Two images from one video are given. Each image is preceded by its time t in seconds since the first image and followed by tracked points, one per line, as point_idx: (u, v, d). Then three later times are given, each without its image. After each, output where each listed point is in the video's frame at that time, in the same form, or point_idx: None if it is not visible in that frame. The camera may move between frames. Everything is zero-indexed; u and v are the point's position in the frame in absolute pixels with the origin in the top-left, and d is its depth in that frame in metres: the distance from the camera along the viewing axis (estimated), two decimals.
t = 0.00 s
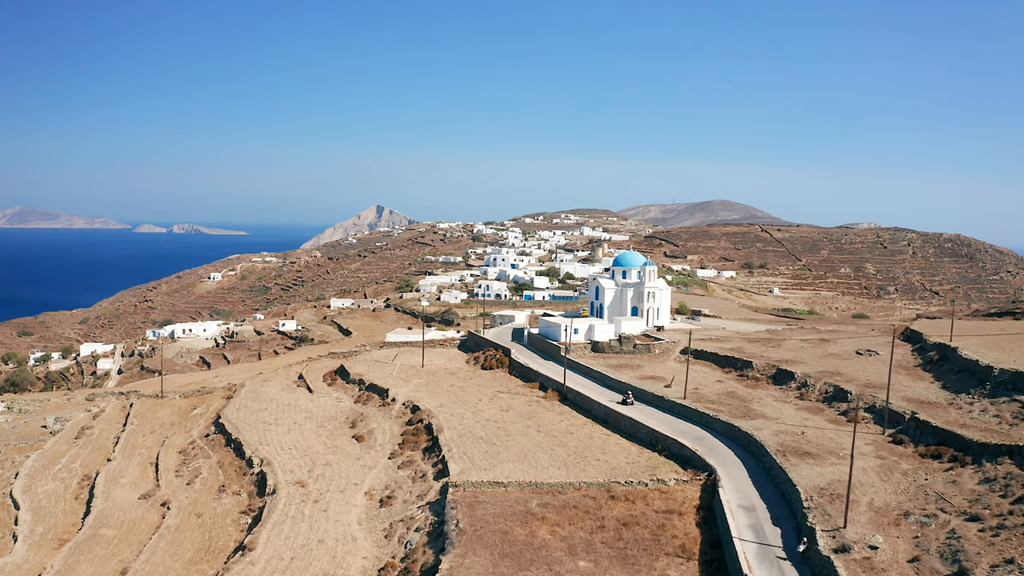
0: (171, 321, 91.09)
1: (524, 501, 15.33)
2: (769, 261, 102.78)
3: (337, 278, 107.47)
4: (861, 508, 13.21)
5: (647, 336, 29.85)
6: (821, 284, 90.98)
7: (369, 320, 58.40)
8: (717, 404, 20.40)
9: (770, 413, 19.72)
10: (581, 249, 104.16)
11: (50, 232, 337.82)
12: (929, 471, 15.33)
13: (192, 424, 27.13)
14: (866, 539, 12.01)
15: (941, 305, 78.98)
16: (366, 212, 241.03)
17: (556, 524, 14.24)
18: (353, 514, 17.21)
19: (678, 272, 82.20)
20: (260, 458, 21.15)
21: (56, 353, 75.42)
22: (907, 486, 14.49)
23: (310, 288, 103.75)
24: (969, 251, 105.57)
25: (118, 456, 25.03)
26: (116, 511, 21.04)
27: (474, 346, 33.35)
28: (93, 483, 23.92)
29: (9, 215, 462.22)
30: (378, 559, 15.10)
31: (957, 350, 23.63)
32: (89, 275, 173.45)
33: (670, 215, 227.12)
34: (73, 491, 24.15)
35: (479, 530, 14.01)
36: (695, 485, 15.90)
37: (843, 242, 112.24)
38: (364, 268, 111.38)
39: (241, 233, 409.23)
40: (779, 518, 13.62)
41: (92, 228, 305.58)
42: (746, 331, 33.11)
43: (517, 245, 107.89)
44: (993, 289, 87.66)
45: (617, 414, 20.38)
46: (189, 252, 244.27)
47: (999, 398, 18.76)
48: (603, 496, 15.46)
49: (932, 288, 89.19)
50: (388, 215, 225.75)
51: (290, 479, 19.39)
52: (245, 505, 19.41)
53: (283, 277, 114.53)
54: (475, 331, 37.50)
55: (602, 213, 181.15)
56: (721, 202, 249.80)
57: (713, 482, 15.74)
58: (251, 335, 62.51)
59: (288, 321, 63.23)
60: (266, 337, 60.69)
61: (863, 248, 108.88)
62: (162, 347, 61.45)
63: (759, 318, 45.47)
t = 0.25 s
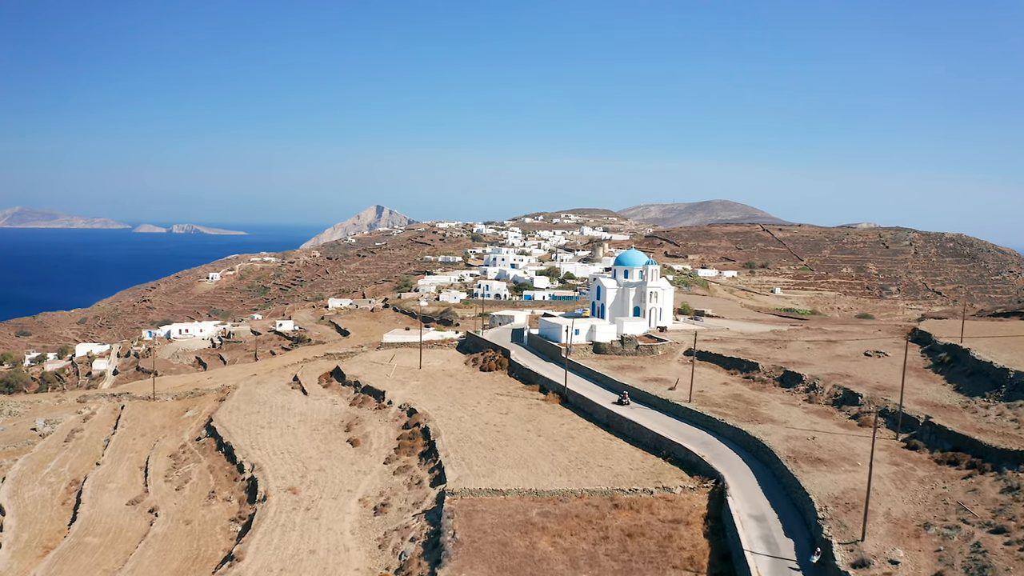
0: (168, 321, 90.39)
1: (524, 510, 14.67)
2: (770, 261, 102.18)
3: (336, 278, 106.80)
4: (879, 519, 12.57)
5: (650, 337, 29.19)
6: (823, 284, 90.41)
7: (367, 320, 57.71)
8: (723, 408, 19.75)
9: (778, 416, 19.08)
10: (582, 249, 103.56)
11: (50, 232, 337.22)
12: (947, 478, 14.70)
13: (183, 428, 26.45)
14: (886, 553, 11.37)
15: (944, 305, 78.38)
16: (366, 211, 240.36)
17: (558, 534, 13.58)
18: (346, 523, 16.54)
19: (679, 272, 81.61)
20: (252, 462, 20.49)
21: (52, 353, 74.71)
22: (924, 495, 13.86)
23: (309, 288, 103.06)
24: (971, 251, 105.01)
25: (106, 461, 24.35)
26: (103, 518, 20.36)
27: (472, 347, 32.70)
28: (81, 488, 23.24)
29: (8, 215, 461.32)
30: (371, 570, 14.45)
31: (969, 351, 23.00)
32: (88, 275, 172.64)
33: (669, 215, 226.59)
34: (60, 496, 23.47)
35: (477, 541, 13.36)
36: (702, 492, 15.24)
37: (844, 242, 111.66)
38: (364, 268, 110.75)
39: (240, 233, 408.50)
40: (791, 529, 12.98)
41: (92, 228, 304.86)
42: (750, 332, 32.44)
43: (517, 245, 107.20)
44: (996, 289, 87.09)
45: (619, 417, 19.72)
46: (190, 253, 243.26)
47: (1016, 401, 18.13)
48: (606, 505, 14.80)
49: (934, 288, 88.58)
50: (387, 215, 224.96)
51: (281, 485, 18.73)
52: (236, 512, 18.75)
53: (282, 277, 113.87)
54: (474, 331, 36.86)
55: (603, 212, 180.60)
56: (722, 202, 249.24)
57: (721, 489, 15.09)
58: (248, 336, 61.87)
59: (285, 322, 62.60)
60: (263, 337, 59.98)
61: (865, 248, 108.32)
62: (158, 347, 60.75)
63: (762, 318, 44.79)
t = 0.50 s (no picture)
0: (166, 321, 89.69)
1: (524, 520, 14.00)
2: (772, 260, 101.51)
3: (336, 278, 106.12)
4: (899, 533, 11.92)
5: (652, 338, 28.52)
6: (825, 283, 89.73)
7: (366, 320, 57.03)
8: (730, 412, 19.09)
9: (788, 421, 18.43)
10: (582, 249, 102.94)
11: (50, 231, 336.56)
12: (966, 487, 14.05)
13: (175, 432, 25.80)
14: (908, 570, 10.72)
15: (947, 305, 77.68)
16: (366, 211, 239.75)
17: (560, 547, 12.92)
18: (338, 533, 15.88)
19: (681, 272, 80.97)
20: (242, 468, 19.85)
21: (48, 353, 74.01)
22: (944, 505, 13.22)
23: (308, 288, 102.41)
24: (974, 251, 104.32)
25: (95, 465, 23.65)
26: (88, 525, 19.67)
27: (471, 349, 32.02)
28: (67, 494, 22.51)
29: (8, 215, 460.60)
30: None
31: (982, 353, 22.33)
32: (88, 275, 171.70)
33: (670, 215, 225.85)
34: (46, 502, 22.73)
35: (475, 553, 12.71)
36: (711, 501, 14.59)
37: (846, 242, 110.98)
38: (363, 268, 110.09)
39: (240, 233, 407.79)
40: (806, 542, 12.32)
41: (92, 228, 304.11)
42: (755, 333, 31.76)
43: (516, 245, 106.47)
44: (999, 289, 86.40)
45: (622, 422, 19.06)
46: (190, 253, 242.56)
47: None
48: (610, 515, 14.14)
49: (937, 288, 87.89)
50: (387, 215, 224.07)
51: (272, 492, 18.06)
52: (225, 520, 18.09)
53: (281, 277, 113.19)
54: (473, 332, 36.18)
55: (604, 212, 179.92)
56: (722, 202, 248.52)
57: (730, 498, 14.43)
58: (245, 336, 61.20)
59: (282, 322, 61.93)
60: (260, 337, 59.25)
61: (867, 248, 107.66)
62: (154, 348, 60.06)
63: (765, 318, 44.12)
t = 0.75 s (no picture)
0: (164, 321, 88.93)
1: (524, 533, 13.27)
2: (774, 260, 100.83)
3: (335, 278, 105.40)
4: (923, 548, 11.20)
5: (656, 339, 27.80)
6: (828, 283, 89.03)
7: (364, 320, 56.34)
8: (739, 416, 18.38)
9: (799, 426, 17.71)
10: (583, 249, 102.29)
11: (50, 231, 335.72)
12: (991, 497, 13.34)
13: (165, 435, 25.09)
14: None
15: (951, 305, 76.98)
16: (366, 211, 239.08)
17: (562, 561, 12.19)
18: (329, 543, 15.17)
19: (682, 272, 80.30)
20: (232, 474, 19.14)
21: (43, 354, 73.28)
22: (968, 517, 12.51)
23: (307, 288, 101.71)
24: (977, 250, 103.64)
25: (81, 470, 22.91)
26: (72, 533, 18.91)
27: (470, 350, 31.32)
28: (52, 499, 21.64)
29: (8, 215, 459.87)
30: None
31: (998, 355, 21.64)
32: (88, 275, 170.83)
33: (670, 215, 225.08)
34: (30, 507, 21.84)
35: (472, 568, 11.98)
36: (721, 512, 13.87)
37: (848, 241, 110.30)
38: (362, 267, 109.39)
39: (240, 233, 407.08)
40: (823, 557, 11.61)
41: (92, 228, 303.24)
42: (760, 334, 31.10)
43: (517, 245, 105.77)
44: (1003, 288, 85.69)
45: (626, 427, 18.36)
46: (190, 253, 241.84)
47: None
48: (615, 526, 13.41)
49: (941, 288, 87.19)
50: (387, 215, 223.17)
51: (262, 500, 17.34)
52: (213, 529, 17.37)
53: (280, 276, 112.48)
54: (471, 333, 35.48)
55: (604, 212, 179.20)
56: (722, 202, 247.85)
57: (741, 508, 13.72)
58: (242, 336, 60.51)
59: (279, 322, 61.23)
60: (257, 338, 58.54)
61: (869, 248, 107.00)
62: (149, 348, 59.33)
63: (768, 319, 43.44)
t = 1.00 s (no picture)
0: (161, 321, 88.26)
1: (523, 544, 12.61)
2: (775, 260, 100.24)
3: (334, 278, 104.78)
4: (946, 564, 10.53)
5: (660, 340, 27.15)
6: (830, 283, 88.42)
7: (362, 320, 55.73)
8: (747, 421, 17.72)
9: (809, 431, 17.05)
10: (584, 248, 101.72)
11: (50, 231, 335.18)
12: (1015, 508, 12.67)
13: (155, 439, 24.45)
14: None
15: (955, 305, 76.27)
16: (366, 211, 238.49)
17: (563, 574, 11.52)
18: (320, 553, 14.52)
19: (683, 271, 79.67)
20: (221, 480, 18.49)
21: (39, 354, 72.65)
22: (993, 528, 11.86)
23: (306, 288, 101.10)
24: (979, 250, 103.00)
25: (68, 475, 22.24)
26: (56, 541, 18.23)
27: (469, 351, 30.69)
28: (38, 505, 20.53)
29: (9, 215, 459.24)
30: None
31: (1013, 356, 20.96)
32: (88, 275, 170.19)
33: (670, 215, 224.41)
34: (16, 513, 20.68)
35: None
36: (730, 522, 13.22)
37: (850, 241, 109.63)
38: (362, 267, 108.79)
39: (240, 233, 406.39)
40: (841, 573, 10.96)
41: (92, 227, 302.60)
42: (765, 334, 30.48)
43: (517, 244, 105.78)
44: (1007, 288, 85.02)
45: (630, 432, 17.71)
46: (189, 252, 241.14)
47: None
48: (619, 538, 12.74)
49: (944, 288, 86.56)
50: (387, 214, 222.38)
51: (251, 507, 16.69)
52: (201, 538, 16.72)
53: (279, 276, 111.84)
54: (470, 333, 34.84)
55: (605, 212, 178.48)
56: (723, 202, 246.98)
57: (752, 518, 13.08)
58: (238, 336, 59.90)
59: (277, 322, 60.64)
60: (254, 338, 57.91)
61: (871, 247, 106.35)
62: (145, 349, 58.71)
63: (771, 319, 42.77)
